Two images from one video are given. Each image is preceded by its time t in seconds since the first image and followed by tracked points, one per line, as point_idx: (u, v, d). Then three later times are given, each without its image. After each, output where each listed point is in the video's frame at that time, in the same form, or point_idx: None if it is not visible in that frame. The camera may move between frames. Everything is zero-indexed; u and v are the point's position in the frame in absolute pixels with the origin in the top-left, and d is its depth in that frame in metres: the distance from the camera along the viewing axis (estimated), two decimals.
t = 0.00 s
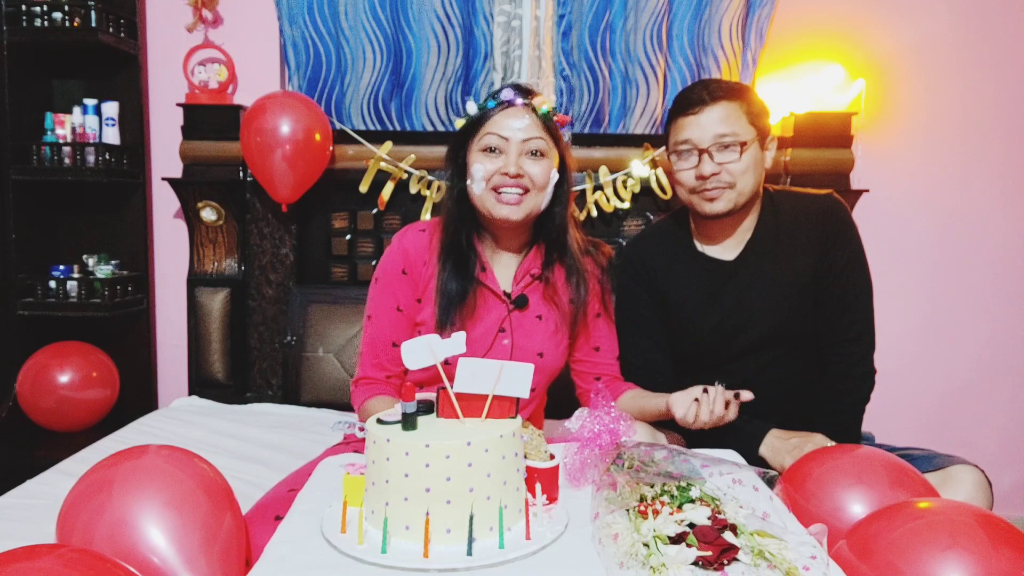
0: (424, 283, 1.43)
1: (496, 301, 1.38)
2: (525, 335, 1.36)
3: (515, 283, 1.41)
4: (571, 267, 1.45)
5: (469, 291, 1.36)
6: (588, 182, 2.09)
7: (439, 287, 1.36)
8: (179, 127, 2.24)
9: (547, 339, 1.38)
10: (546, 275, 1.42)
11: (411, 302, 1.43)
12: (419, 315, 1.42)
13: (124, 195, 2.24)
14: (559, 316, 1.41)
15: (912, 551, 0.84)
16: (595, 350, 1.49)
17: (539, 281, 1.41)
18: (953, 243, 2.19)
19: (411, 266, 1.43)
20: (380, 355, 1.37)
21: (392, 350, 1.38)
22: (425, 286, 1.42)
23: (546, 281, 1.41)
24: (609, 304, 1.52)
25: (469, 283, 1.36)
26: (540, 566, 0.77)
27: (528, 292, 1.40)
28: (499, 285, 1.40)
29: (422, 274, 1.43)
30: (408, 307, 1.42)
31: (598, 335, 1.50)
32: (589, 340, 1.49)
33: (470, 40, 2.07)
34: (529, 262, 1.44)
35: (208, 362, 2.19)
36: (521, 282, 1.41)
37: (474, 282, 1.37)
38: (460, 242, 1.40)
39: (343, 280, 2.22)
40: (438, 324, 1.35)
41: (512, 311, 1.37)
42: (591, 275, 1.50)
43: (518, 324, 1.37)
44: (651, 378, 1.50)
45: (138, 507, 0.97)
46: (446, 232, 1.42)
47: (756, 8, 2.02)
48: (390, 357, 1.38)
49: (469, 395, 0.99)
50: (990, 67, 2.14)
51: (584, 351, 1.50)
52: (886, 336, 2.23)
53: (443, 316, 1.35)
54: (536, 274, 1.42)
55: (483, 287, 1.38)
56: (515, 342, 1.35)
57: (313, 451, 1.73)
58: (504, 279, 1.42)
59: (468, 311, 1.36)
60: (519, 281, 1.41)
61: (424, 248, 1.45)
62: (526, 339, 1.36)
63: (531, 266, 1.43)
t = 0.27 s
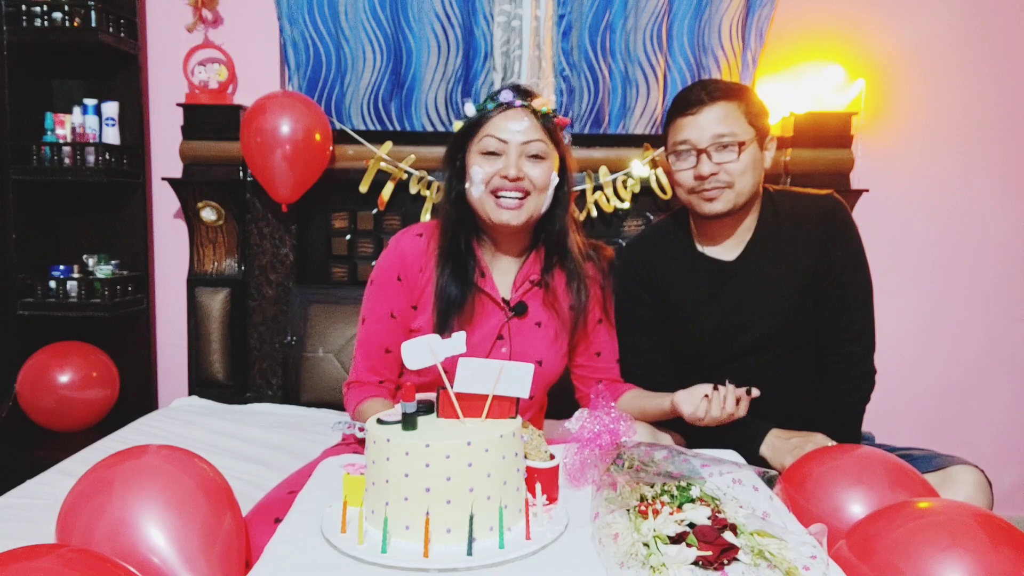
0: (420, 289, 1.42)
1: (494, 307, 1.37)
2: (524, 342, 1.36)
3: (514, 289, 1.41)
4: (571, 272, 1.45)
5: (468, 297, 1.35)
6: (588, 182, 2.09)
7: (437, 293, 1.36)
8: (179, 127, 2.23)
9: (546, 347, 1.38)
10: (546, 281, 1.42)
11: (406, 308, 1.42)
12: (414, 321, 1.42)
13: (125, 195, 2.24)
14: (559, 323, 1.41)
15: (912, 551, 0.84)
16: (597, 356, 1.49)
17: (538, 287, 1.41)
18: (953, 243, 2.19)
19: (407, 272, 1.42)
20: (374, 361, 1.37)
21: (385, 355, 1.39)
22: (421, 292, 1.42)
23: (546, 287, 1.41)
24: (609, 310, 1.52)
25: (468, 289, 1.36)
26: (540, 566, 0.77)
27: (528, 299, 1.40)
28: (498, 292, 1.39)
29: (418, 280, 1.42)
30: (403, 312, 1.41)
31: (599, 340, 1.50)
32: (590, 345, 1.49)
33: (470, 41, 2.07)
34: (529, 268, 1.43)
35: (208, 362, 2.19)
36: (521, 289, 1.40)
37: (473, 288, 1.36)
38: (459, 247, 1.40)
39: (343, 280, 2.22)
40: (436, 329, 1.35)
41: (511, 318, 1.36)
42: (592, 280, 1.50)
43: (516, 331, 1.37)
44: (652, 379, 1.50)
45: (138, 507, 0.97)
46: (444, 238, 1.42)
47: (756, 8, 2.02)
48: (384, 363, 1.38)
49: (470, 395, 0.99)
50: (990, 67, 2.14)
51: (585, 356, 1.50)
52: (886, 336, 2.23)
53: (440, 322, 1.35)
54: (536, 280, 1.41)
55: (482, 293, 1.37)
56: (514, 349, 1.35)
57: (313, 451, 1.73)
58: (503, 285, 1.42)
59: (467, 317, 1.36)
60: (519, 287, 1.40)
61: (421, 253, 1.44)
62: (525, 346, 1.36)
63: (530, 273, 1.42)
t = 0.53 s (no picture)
0: (416, 294, 1.42)
1: (491, 312, 1.37)
2: (521, 348, 1.36)
3: (512, 293, 1.40)
4: (569, 276, 1.44)
5: (464, 303, 1.35)
6: (588, 182, 2.09)
7: (433, 298, 1.36)
8: (179, 127, 2.24)
9: (543, 352, 1.38)
10: (544, 285, 1.42)
11: (403, 313, 1.42)
12: (411, 326, 1.43)
13: (124, 195, 2.24)
14: (557, 327, 1.41)
15: (912, 551, 0.84)
16: (597, 359, 1.48)
17: (536, 291, 1.41)
18: (952, 243, 2.19)
19: (403, 277, 1.42)
20: (369, 366, 1.38)
21: (381, 361, 1.39)
22: (418, 297, 1.42)
23: (544, 291, 1.40)
24: (609, 313, 1.51)
25: (464, 295, 1.35)
26: (539, 566, 0.77)
27: (526, 303, 1.39)
28: (496, 296, 1.39)
29: (414, 286, 1.42)
30: (399, 317, 1.42)
31: (599, 344, 1.49)
32: (590, 349, 1.49)
33: (470, 41, 2.07)
34: (526, 271, 1.42)
35: (208, 361, 2.19)
36: (518, 294, 1.40)
37: (469, 293, 1.36)
38: (456, 251, 1.39)
39: (343, 280, 2.22)
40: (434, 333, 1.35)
41: (508, 323, 1.37)
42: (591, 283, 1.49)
43: (514, 337, 1.37)
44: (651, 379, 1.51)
45: (138, 507, 0.97)
46: (441, 242, 1.41)
47: (756, 8, 2.02)
48: (380, 369, 1.39)
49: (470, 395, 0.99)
50: (989, 67, 2.14)
51: (586, 360, 1.49)
52: (886, 336, 2.23)
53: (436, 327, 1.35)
54: (533, 285, 1.41)
55: (479, 298, 1.37)
56: (511, 355, 1.36)
57: (313, 451, 1.73)
58: (501, 288, 1.42)
59: (464, 322, 1.36)
60: (517, 291, 1.40)
61: (416, 258, 1.43)
62: (523, 352, 1.36)
63: (528, 277, 1.41)
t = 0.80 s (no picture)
0: (415, 297, 1.42)
1: (491, 313, 1.37)
2: (521, 349, 1.36)
3: (512, 294, 1.40)
4: (569, 275, 1.44)
5: (464, 305, 1.35)
6: (588, 182, 2.08)
7: (433, 301, 1.36)
8: (179, 127, 2.24)
9: (543, 353, 1.38)
10: (543, 285, 1.41)
11: (402, 317, 1.42)
12: (411, 329, 1.42)
13: (124, 195, 2.24)
14: (558, 326, 1.41)
15: (912, 551, 0.84)
16: (597, 359, 1.48)
17: (535, 292, 1.40)
18: (952, 243, 2.19)
19: (401, 281, 1.41)
20: (368, 369, 1.38)
21: (380, 364, 1.39)
22: (417, 300, 1.42)
23: (543, 291, 1.40)
24: (609, 312, 1.51)
25: (464, 297, 1.35)
26: (539, 566, 0.77)
27: (526, 304, 1.39)
28: (496, 298, 1.39)
29: (413, 289, 1.41)
30: (398, 321, 1.42)
31: (599, 344, 1.48)
32: (590, 348, 1.48)
33: (470, 41, 2.07)
34: (525, 272, 1.42)
35: (208, 361, 2.19)
36: (517, 294, 1.40)
37: (469, 295, 1.36)
38: (454, 253, 1.39)
39: (343, 280, 2.22)
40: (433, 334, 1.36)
41: (508, 325, 1.37)
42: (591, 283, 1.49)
43: (514, 337, 1.37)
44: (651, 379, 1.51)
45: (138, 507, 0.97)
46: (439, 244, 1.41)
47: (756, 8, 2.02)
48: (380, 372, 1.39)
49: (470, 395, 1.00)
50: (989, 67, 2.14)
51: (586, 360, 1.49)
52: (886, 336, 2.23)
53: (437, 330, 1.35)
54: (532, 285, 1.41)
55: (479, 298, 1.37)
56: (511, 355, 1.36)
57: (313, 451, 1.73)
58: (500, 289, 1.42)
59: (463, 323, 1.36)
60: (516, 292, 1.40)
61: (415, 261, 1.42)
62: (523, 353, 1.36)
63: (528, 278, 1.41)
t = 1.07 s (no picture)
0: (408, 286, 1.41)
1: (485, 304, 1.36)
2: (516, 341, 1.35)
3: (506, 286, 1.40)
4: (564, 269, 1.44)
5: (459, 291, 1.34)
6: (588, 182, 2.09)
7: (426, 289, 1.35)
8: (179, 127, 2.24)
9: (538, 345, 1.37)
10: (538, 278, 1.42)
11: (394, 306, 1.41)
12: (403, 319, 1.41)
13: (124, 195, 2.24)
14: (552, 319, 1.40)
15: (912, 551, 0.84)
16: (595, 355, 1.46)
17: (530, 284, 1.41)
18: (953, 243, 2.19)
19: (394, 269, 1.41)
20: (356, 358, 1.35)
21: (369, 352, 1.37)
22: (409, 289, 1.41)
23: (537, 283, 1.41)
24: (605, 307, 1.50)
25: (458, 285, 1.35)
26: (540, 567, 0.77)
27: (520, 296, 1.39)
28: (490, 289, 1.38)
29: (406, 278, 1.41)
30: (390, 310, 1.41)
31: (595, 339, 1.47)
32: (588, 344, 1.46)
33: (470, 41, 2.07)
34: (520, 263, 1.42)
35: (208, 361, 2.19)
36: (512, 285, 1.40)
37: (463, 283, 1.35)
38: (447, 243, 1.39)
39: (343, 280, 2.22)
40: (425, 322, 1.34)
41: (503, 316, 1.35)
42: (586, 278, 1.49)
43: (509, 329, 1.35)
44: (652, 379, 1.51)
45: (138, 507, 0.97)
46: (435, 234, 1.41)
47: (756, 8, 2.02)
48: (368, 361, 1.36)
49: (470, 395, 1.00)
50: (989, 67, 2.14)
51: (584, 357, 1.47)
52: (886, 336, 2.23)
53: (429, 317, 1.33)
54: (527, 276, 1.41)
55: (472, 288, 1.36)
56: (506, 348, 1.34)
57: (313, 451, 1.73)
58: (495, 281, 1.41)
59: (457, 312, 1.34)
60: (510, 283, 1.40)
61: (409, 251, 1.43)
62: (518, 345, 1.35)
63: (522, 269, 1.42)
